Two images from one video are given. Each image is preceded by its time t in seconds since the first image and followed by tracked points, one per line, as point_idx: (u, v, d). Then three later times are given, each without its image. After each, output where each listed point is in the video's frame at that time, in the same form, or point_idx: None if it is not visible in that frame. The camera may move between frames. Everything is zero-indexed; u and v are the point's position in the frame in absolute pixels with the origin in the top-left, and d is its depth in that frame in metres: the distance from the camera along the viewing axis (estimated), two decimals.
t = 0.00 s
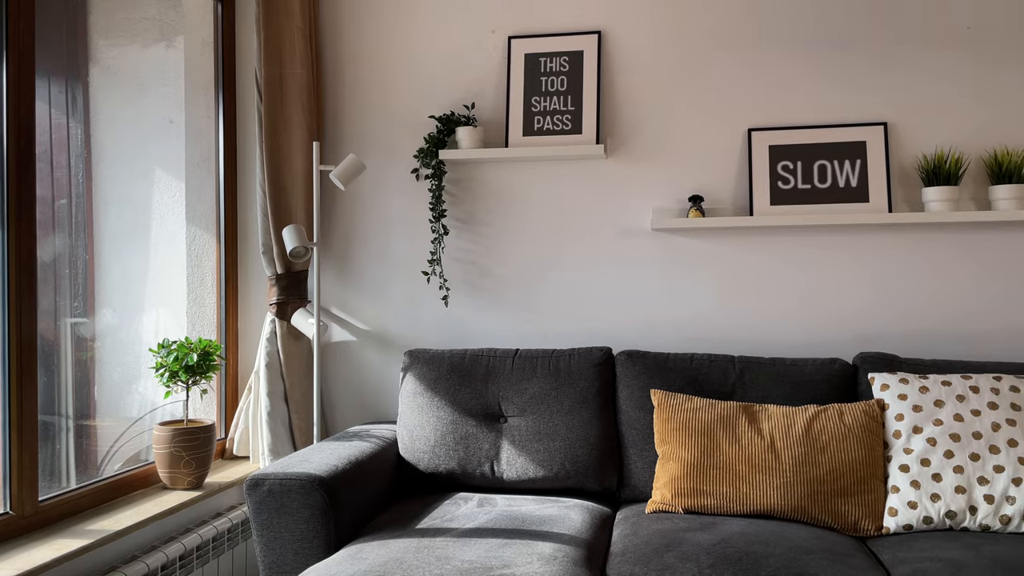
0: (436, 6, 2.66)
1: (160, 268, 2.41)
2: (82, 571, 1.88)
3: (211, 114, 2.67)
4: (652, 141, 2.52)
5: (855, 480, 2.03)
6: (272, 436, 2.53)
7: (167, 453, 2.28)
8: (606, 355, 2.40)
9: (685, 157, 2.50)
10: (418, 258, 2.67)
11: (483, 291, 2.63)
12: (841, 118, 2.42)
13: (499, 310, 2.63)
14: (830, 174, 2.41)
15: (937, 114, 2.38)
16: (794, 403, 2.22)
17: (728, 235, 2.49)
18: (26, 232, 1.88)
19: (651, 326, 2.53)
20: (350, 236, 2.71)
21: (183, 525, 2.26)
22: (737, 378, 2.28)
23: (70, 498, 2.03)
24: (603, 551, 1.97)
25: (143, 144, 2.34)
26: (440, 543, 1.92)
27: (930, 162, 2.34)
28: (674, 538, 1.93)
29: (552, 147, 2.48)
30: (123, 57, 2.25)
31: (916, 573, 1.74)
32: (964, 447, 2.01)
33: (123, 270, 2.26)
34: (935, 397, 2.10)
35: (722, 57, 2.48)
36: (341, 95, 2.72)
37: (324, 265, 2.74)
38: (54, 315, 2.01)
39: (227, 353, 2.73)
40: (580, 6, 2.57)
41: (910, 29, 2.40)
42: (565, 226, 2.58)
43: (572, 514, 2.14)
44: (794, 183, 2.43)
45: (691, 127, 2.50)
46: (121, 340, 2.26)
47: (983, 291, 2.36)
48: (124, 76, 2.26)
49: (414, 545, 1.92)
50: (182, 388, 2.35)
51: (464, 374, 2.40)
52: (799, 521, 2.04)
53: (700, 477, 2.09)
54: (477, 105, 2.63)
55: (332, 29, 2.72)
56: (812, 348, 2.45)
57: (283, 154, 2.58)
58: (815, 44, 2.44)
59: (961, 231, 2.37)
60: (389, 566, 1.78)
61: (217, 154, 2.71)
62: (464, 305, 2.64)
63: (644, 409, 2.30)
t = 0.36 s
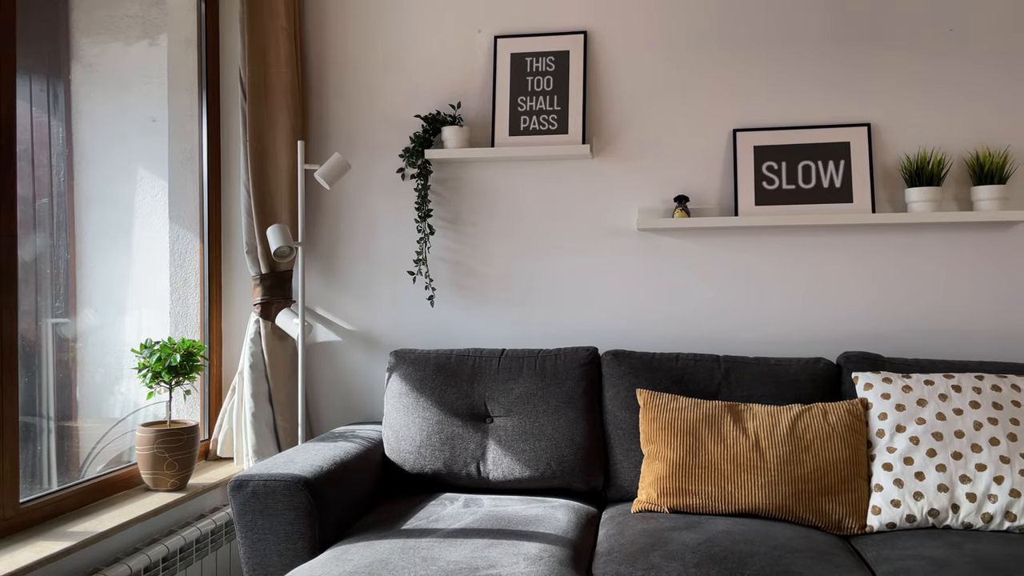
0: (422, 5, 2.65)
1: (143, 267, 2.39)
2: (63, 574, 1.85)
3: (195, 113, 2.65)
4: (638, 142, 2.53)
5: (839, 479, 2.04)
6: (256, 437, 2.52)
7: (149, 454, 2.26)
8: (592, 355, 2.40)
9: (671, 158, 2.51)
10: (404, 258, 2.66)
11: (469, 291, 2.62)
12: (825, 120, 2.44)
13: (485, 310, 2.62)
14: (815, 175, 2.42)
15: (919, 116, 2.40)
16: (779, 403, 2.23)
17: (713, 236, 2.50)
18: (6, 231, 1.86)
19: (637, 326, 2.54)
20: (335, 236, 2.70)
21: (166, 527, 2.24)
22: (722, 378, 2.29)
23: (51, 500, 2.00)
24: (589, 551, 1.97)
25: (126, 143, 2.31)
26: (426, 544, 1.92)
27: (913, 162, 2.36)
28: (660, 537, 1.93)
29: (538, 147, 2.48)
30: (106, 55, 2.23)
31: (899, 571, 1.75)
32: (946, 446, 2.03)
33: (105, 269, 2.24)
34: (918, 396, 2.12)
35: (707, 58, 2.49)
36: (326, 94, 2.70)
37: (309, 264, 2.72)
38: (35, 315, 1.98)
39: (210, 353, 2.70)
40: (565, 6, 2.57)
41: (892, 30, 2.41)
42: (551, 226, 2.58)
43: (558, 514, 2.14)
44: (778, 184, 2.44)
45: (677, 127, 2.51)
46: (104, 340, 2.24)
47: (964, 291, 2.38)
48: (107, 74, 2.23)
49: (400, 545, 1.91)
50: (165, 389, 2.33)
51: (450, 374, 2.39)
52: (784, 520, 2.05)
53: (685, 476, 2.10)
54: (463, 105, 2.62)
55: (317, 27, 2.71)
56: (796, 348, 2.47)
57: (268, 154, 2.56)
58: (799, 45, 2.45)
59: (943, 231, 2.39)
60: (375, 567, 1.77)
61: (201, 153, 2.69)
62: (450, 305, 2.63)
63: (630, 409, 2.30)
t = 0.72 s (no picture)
0: (405, 4, 2.64)
1: (123, 267, 2.37)
2: None
3: (176, 112, 2.63)
4: (622, 142, 2.53)
5: (821, 478, 2.05)
6: (238, 438, 2.50)
7: (129, 456, 2.23)
8: (576, 355, 2.40)
9: (654, 158, 2.52)
10: (387, 257, 2.65)
11: (453, 291, 2.62)
12: (807, 121, 2.45)
13: (470, 310, 2.62)
14: (796, 176, 2.43)
15: (900, 117, 2.42)
16: (761, 402, 2.24)
17: (696, 236, 2.51)
18: None
19: (621, 326, 2.54)
20: (318, 235, 2.68)
21: (146, 529, 2.21)
22: (705, 377, 2.30)
23: (30, 503, 1.98)
24: (573, 551, 1.97)
25: (106, 141, 2.29)
26: (410, 545, 1.91)
27: (893, 163, 2.38)
28: (643, 537, 1.93)
29: (522, 147, 2.47)
30: (85, 52, 2.20)
31: (880, 569, 1.76)
32: (926, 445, 2.04)
33: (85, 269, 2.21)
34: (898, 395, 2.14)
35: (690, 59, 2.50)
36: (308, 92, 2.68)
37: (291, 264, 2.70)
38: (13, 315, 1.95)
39: (191, 354, 2.68)
40: (550, 6, 2.57)
41: (874, 32, 2.43)
42: (535, 226, 2.58)
43: (542, 514, 2.14)
44: (760, 185, 2.45)
45: (661, 128, 2.51)
46: (83, 341, 2.21)
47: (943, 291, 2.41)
48: (87, 72, 2.21)
49: (383, 546, 1.91)
50: (145, 389, 2.31)
51: (434, 374, 2.39)
52: (766, 518, 2.06)
53: (669, 475, 2.10)
54: (447, 105, 2.62)
55: (300, 25, 2.69)
56: (778, 347, 2.48)
57: (250, 153, 2.54)
58: (781, 46, 2.47)
59: (923, 231, 2.42)
60: (357, 568, 1.76)
61: (182, 152, 2.66)
62: (434, 305, 2.63)
63: (614, 409, 2.31)
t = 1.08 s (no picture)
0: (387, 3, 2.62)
1: (101, 267, 2.34)
2: None
3: (155, 110, 2.60)
4: (604, 142, 2.53)
5: (801, 476, 2.07)
6: (218, 439, 2.48)
7: (107, 458, 2.20)
8: (559, 355, 2.41)
9: (636, 158, 2.52)
10: (369, 257, 2.64)
11: (436, 291, 2.61)
12: (787, 122, 2.47)
13: (452, 310, 2.61)
14: (777, 176, 2.45)
15: (879, 119, 2.44)
16: (742, 401, 2.25)
17: (678, 236, 2.52)
18: None
19: (603, 325, 2.55)
20: (299, 235, 2.66)
21: (124, 532, 2.19)
22: (686, 376, 2.31)
23: (6, 506, 1.94)
24: (556, 551, 1.97)
25: (83, 139, 2.26)
26: (391, 546, 1.90)
27: (872, 164, 2.40)
28: (625, 536, 1.94)
29: (505, 147, 2.47)
30: (62, 50, 2.17)
31: (860, 567, 1.78)
32: (905, 443, 2.06)
33: (61, 270, 2.18)
34: (877, 393, 2.15)
35: (672, 59, 2.51)
36: (289, 90, 2.66)
37: (271, 264, 2.68)
38: None
39: (170, 355, 2.65)
40: (532, 5, 2.57)
41: (853, 34, 2.45)
42: (518, 226, 2.58)
43: (525, 514, 2.13)
44: (741, 185, 2.46)
45: (643, 128, 2.52)
46: (60, 341, 2.18)
47: (921, 291, 2.43)
48: (64, 69, 2.17)
49: (365, 548, 1.90)
50: (124, 391, 2.28)
51: (416, 374, 2.38)
52: (747, 517, 2.07)
53: (651, 474, 2.11)
54: (429, 104, 2.61)
55: (280, 23, 2.67)
56: (758, 347, 2.50)
57: (230, 152, 2.52)
58: (761, 47, 2.48)
59: (901, 232, 2.44)
60: (339, 570, 1.75)
61: (161, 151, 2.63)
62: (416, 305, 2.62)
63: (597, 408, 2.31)
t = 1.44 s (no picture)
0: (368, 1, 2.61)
1: (77, 267, 2.30)
2: None
3: (133, 108, 2.57)
4: (585, 142, 2.54)
5: (781, 475, 2.08)
6: (196, 440, 2.46)
7: (83, 459, 2.18)
8: (540, 354, 2.41)
9: (618, 158, 2.53)
10: (350, 257, 2.62)
11: (417, 291, 2.60)
12: (767, 122, 2.49)
13: (434, 310, 2.61)
14: (757, 177, 2.46)
15: (857, 120, 2.46)
16: (722, 400, 2.27)
17: (659, 236, 2.53)
18: None
19: (584, 325, 2.55)
20: (279, 234, 2.64)
21: (101, 534, 2.16)
22: (667, 376, 2.32)
23: None
24: (537, 551, 1.97)
25: (59, 138, 2.22)
26: (373, 547, 1.89)
27: (851, 165, 2.42)
28: (607, 536, 1.94)
29: (486, 146, 2.46)
30: (38, 47, 2.14)
31: (838, 564, 1.79)
32: (883, 442, 2.08)
33: (37, 270, 2.14)
34: (856, 392, 2.17)
35: (653, 60, 2.52)
36: (269, 88, 2.64)
37: (250, 263, 2.66)
38: None
39: (148, 355, 2.62)
40: (514, 5, 2.57)
41: (831, 36, 2.47)
42: (499, 225, 2.57)
43: (506, 514, 2.13)
44: (722, 185, 2.47)
45: (624, 128, 2.52)
46: (36, 342, 2.14)
47: (898, 291, 2.46)
48: (40, 66, 2.14)
49: (345, 549, 1.88)
50: (100, 392, 2.25)
51: (397, 374, 2.37)
52: (728, 516, 2.08)
53: (632, 474, 2.11)
54: (411, 103, 2.60)
55: (260, 21, 2.65)
56: (739, 347, 2.51)
57: (209, 151, 2.50)
58: (741, 48, 2.49)
59: (879, 232, 2.46)
60: (319, 572, 1.74)
61: (138, 149, 2.60)
62: (398, 305, 2.61)
63: (578, 408, 2.31)
